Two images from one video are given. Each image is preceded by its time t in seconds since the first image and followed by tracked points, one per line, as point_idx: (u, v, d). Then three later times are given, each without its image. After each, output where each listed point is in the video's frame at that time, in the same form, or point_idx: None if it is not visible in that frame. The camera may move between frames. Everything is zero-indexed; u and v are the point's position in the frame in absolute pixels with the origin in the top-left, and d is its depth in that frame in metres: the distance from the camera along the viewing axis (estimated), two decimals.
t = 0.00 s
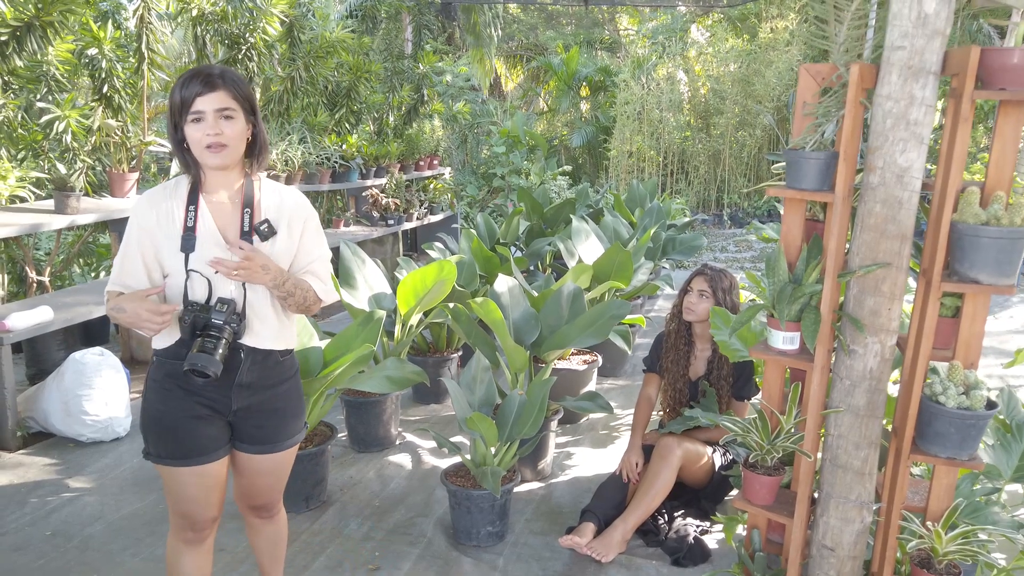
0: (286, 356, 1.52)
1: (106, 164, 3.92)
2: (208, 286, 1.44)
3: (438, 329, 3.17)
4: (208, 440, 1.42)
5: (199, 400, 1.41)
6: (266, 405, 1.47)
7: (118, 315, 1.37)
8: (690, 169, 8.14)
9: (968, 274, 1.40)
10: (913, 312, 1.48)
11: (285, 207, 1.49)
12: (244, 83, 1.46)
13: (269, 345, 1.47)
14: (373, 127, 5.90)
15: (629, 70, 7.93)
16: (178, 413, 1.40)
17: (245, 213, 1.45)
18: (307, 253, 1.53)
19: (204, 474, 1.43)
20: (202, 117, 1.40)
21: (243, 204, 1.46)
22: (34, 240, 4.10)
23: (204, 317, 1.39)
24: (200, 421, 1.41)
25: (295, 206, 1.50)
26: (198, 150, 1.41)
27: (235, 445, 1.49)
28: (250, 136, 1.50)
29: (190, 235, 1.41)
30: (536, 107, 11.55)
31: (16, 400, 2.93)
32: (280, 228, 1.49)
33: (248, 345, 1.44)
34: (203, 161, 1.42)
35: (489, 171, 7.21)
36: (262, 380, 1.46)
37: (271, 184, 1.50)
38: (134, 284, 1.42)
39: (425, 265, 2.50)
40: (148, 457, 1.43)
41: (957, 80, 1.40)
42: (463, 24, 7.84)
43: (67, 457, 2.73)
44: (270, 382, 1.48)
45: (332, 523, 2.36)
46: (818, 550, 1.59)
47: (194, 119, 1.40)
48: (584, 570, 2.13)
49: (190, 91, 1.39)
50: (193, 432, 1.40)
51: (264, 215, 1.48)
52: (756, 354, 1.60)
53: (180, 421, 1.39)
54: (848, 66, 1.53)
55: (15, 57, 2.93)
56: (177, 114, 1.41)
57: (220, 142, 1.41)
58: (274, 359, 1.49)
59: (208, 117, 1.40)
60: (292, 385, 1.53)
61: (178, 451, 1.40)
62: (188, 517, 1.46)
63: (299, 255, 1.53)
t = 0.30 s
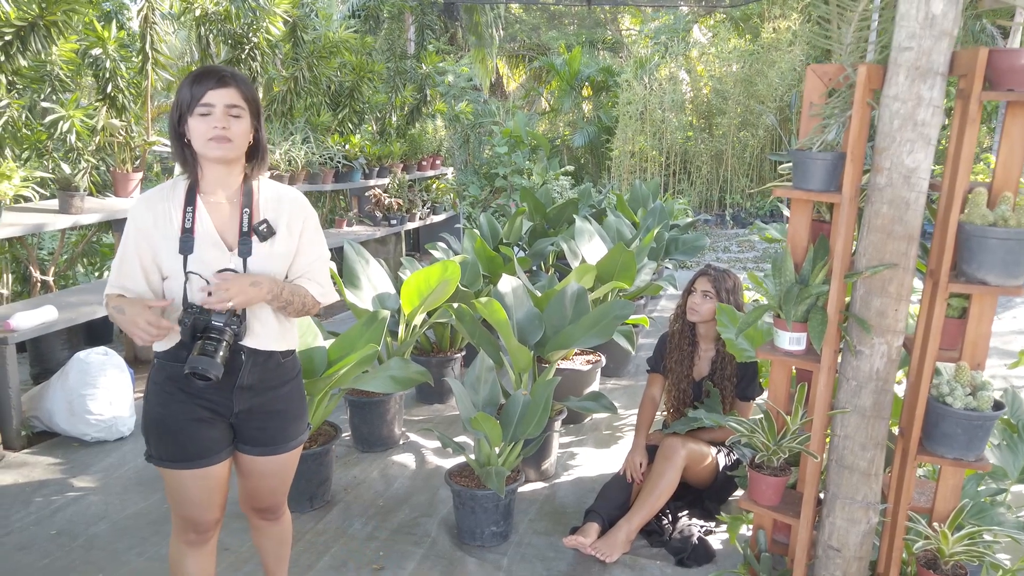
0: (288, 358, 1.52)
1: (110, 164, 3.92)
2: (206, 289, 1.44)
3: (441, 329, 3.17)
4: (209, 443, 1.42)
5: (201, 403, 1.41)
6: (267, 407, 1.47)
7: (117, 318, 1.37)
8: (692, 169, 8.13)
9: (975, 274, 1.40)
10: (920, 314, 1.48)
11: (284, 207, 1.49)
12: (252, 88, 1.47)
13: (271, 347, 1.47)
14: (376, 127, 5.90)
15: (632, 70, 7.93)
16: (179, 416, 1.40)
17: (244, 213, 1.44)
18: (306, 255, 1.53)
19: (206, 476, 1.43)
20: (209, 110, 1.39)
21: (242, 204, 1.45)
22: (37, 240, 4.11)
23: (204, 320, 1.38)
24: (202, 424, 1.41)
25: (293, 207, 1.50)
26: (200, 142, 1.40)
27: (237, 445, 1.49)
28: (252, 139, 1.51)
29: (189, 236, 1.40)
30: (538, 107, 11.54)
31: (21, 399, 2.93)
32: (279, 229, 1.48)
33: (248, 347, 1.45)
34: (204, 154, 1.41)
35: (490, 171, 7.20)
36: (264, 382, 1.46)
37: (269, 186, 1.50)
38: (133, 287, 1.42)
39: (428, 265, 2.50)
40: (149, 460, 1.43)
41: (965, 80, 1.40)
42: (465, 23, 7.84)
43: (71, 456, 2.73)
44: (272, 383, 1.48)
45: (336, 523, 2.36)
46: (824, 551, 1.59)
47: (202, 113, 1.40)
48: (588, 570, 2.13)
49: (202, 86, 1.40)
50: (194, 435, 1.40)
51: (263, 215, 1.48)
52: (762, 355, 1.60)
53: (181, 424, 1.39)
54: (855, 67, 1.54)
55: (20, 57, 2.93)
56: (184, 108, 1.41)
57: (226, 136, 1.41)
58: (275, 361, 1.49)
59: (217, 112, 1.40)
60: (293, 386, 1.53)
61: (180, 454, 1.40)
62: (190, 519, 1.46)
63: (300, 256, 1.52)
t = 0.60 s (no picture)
0: (290, 356, 1.52)
1: (112, 164, 3.93)
2: (208, 287, 1.44)
3: (443, 328, 3.17)
4: (214, 444, 1.42)
5: (204, 404, 1.41)
6: (271, 406, 1.47)
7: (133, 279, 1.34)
8: (694, 169, 8.13)
9: (978, 274, 1.39)
10: (922, 313, 1.47)
11: (282, 206, 1.50)
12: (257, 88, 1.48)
13: (274, 345, 1.47)
14: (378, 126, 5.91)
15: (634, 70, 7.93)
16: (183, 418, 1.40)
17: (244, 212, 1.45)
18: (308, 250, 1.53)
19: (210, 478, 1.44)
20: (214, 107, 1.39)
21: (241, 204, 1.45)
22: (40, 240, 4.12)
23: (206, 319, 1.38)
24: (206, 425, 1.41)
25: (292, 205, 1.51)
26: (202, 139, 1.40)
27: (241, 445, 1.49)
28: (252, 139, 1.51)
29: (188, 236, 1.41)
30: (540, 107, 11.55)
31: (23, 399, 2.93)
32: (280, 226, 1.49)
33: (252, 347, 1.44)
34: (205, 152, 1.41)
35: (492, 171, 7.20)
36: (267, 381, 1.46)
37: (268, 184, 1.51)
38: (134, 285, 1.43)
39: (430, 265, 2.51)
40: (153, 461, 1.44)
41: (967, 80, 1.40)
42: (467, 23, 7.84)
43: (73, 456, 2.74)
44: (275, 382, 1.48)
45: (339, 523, 2.36)
46: (826, 551, 1.59)
47: (206, 110, 1.40)
48: (590, 570, 2.13)
49: (209, 85, 1.40)
50: (198, 436, 1.40)
51: (263, 214, 1.48)
52: (765, 355, 1.60)
53: (185, 427, 1.40)
54: (858, 67, 1.53)
55: (23, 57, 2.93)
56: (188, 104, 1.41)
57: (229, 134, 1.41)
58: (279, 360, 1.49)
59: (222, 110, 1.40)
60: (297, 383, 1.54)
61: (184, 456, 1.41)
62: (194, 520, 1.47)
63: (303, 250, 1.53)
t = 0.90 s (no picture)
0: (291, 356, 1.52)
1: (113, 164, 3.94)
2: (211, 288, 1.44)
3: (444, 328, 3.18)
4: (217, 446, 1.42)
5: (207, 405, 1.42)
6: (273, 406, 1.48)
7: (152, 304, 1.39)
8: (696, 168, 8.13)
9: (977, 273, 1.39)
10: (921, 313, 1.48)
11: (283, 206, 1.50)
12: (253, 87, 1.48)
13: (275, 346, 1.47)
14: (379, 126, 5.91)
15: (636, 70, 7.93)
16: (186, 420, 1.40)
17: (245, 213, 1.45)
18: (305, 257, 1.54)
19: (212, 479, 1.44)
20: (210, 108, 1.40)
21: (242, 205, 1.46)
22: (42, 240, 4.13)
23: (209, 319, 1.39)
24: (208, 427, 1.41)
25: (292, 206, 1.51)
26: (199, 140, 1.40)
27: (244, 446, 1.49)
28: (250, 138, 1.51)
29: (190, 237, 1.40)
30: (542, 107, 11.56)
31: (25, 399, 2.94)
32: (281, 228, 1.49)
33: (254, 347, 1.44)
34: (203, 153, 1.41)
35: (494, 171, 7.20)
36: (269, 381, 1.47)
37: (268, 185, 1.51)
38: (134, 288, 1.41)
39: (432, 265, 2.51)
40: (155, 464, 1.44)
41: (967, 79, 1.40)
42: (468, 23, 7.84)
43: (75, 455, 2.75)
44: (278, 382, 1.48)
45: (339, 523, 2.36)
46: (826, 550, 1.59)
47: (202, 111, 1.40)
48: (591, 569, 2.13)
49: (204, 85, 1.40)
50: (201, 438, 1.40)
51: (263, 215, 1.49)
52: (764, 354, 1.60)
53: (187, 429, 1.40)
54: (857, 66, 1.53)
55: (25, 58, 2.94)
56: (183, 106, 1.41)
57: (226, 134, 1.41)
58: (280, 360, 1.49)
59: (217, 110, 1.40)
60: (298, 383, 1.54)
61: (187, 458, 1.41)
62: (195, 522, 1.47)
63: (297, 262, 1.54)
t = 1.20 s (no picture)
0: (293, 356, 1.53)
1: (115, 164, 3.94)
2: (212, 289, 1.44)
3: (445, 328, 3.18)
4: (218, 447, 1.42)
5: (208, 406, 1.42)
6: (275, 407, 1.48)
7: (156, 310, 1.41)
8: (697, 168, 8.13)
9: (978, 272, 1.39)
10: (922, 312, 1.47)
11: (284, 204, 1.50)
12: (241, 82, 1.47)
13: (276, 347, 1.47)
14: (381, 126, 5.91)
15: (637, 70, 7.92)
16: (187, 422, 1.40)
17: (244, 212, 1.46)
18: (307, 256, 1.54)
19: (213, 480, 1.44)
20: (198, 105, 1.40)
21: (242, 204, 1.46)
22: (44, 240, 4.14)
23: (211, 321, 1.39)
24: (210, 428, 1.41)
25: (292, 204, 1.51)
26: (191, 138, 1.40)
27: (245, 447, 1.49)
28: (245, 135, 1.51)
29: (190, 237, 1.40)
30: (543, 107, 11.56)
31: (27, 398, 2.94)
32: (281, 227, 1.49)
33: (256, 348, 1.45)
34: (197, 151, 1.41)
35: (495, 171, 7.20)
36: (271, 382, 1.47)
37: (268, 183, 1.51)
38: (134, 290, 1.41)
39: (432, 265, 2.51)
40: (156, 464, 1.44)
41: (967, 77, 1.39)
42: (469, 23, 7.85)
43: (76, 455, 2.75)
44: (279, 383, 1.48)
45: (340, 522, 2.36)
46: (826, 550, 1.59)
47: (191, 108, 1.40)
48: (591, 569, 2.12)
49: (190, 83, 1.41)
50: (203, 439, 1.41)
51: (263, 214, 1.49)
52: (765, 353, 1.59)
53: (189, 430, 1.40)
54: (857, 65, 1.52)
55: (26, 58, 2.94)
56: (173, 108, 1.42)
57: (217, 128, 1.40)
58: (281, 360, 1.49)
59: (205, 104, 1.40)
60: (300, 384, 1.54)
61: (188, 459, 1.41)
62: (196, 522, 1.47)
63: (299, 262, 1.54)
